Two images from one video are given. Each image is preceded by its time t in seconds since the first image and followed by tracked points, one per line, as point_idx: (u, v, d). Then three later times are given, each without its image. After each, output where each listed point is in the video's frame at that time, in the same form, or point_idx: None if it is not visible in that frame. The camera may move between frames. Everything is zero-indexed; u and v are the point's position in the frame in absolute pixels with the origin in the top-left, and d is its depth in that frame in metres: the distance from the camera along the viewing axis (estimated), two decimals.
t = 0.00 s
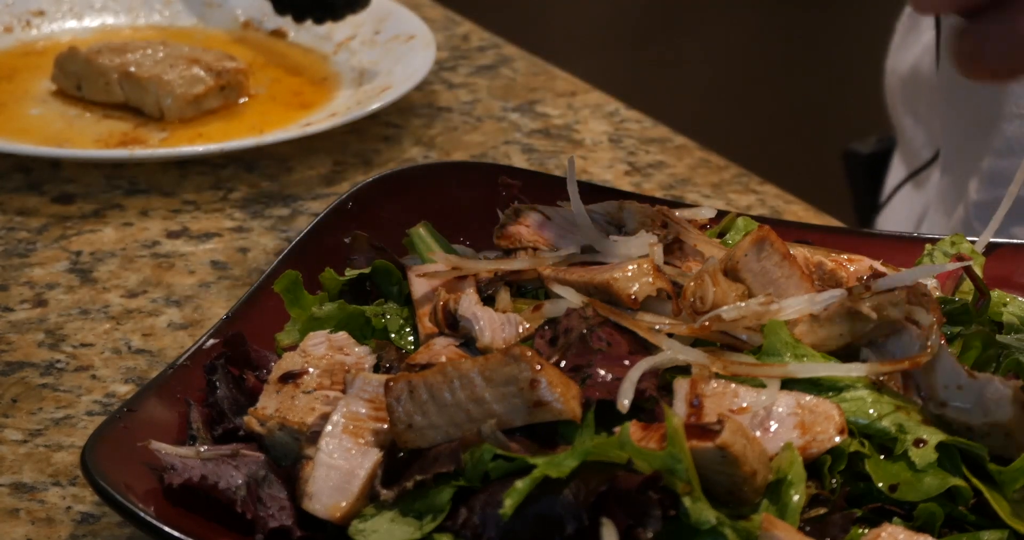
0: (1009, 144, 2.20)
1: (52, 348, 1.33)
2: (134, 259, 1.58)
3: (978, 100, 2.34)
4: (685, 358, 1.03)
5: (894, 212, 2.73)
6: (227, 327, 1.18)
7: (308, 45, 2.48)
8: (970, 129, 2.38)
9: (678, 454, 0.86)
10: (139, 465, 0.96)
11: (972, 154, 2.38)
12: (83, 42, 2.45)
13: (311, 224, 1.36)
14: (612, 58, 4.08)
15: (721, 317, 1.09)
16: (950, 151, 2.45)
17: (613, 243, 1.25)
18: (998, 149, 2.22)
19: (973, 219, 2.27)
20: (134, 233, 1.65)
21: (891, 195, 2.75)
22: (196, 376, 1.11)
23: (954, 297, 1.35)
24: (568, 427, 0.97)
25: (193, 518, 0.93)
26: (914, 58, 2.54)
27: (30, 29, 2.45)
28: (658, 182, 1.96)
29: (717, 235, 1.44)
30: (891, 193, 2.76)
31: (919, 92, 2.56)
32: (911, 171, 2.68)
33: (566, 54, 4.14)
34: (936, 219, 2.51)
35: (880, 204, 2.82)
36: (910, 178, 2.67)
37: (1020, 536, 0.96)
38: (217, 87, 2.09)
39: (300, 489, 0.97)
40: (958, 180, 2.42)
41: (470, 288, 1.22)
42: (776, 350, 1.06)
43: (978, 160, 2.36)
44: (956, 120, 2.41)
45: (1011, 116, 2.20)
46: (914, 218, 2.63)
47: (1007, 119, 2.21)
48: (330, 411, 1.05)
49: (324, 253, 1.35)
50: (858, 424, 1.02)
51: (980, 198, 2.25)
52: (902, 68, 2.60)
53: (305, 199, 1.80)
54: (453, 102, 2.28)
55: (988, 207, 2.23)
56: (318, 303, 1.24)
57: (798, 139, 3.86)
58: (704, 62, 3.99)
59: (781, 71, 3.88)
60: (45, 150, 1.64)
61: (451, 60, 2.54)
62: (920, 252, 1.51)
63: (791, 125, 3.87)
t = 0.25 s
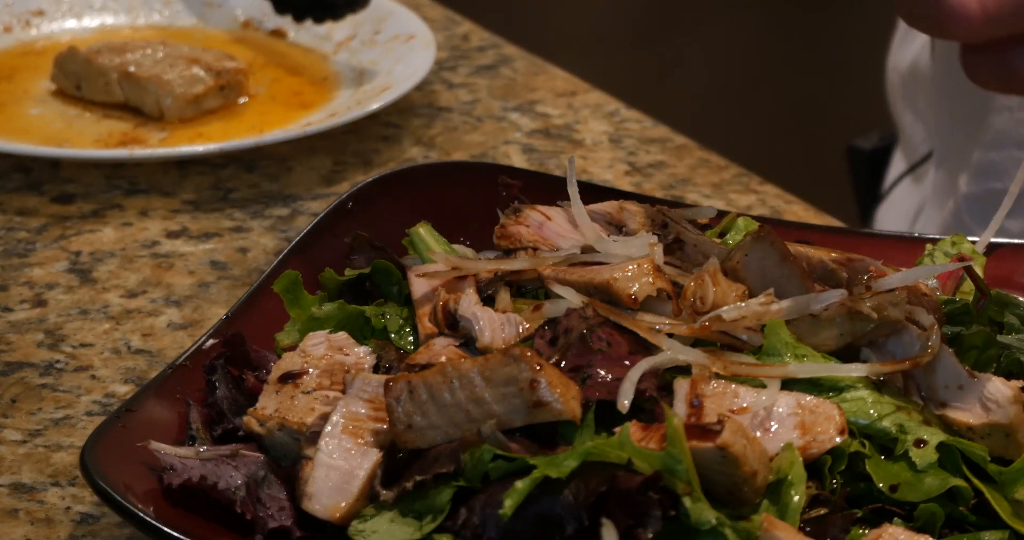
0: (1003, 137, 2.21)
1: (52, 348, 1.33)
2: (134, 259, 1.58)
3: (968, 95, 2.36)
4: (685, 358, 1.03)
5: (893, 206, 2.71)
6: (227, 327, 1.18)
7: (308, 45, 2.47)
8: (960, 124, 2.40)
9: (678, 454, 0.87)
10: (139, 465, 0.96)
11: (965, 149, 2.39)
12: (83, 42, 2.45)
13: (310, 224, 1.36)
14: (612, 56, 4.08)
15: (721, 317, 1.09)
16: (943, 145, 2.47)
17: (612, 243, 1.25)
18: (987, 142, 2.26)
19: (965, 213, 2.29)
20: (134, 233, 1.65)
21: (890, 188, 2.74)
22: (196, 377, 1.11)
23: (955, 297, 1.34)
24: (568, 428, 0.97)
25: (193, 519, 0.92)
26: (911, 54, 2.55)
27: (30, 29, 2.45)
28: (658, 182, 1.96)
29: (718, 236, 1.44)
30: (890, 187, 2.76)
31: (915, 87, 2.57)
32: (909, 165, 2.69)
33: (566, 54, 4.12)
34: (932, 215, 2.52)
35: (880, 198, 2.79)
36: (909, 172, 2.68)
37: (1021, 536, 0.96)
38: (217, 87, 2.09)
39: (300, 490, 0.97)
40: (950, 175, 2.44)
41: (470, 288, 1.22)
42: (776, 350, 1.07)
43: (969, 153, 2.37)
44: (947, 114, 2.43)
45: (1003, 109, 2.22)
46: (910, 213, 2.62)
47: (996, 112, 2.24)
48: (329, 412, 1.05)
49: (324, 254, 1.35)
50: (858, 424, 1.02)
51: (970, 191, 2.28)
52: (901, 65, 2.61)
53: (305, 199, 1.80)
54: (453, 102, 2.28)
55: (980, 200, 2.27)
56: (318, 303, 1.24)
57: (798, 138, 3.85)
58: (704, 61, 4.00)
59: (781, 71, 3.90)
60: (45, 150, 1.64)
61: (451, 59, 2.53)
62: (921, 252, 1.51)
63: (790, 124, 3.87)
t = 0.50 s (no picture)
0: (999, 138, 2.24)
1: (52, 348, 1.33)
2: (134, 259, 1.58)
3: (967, 95, 2.36)
4: (685, 358, 1.03)
5: (889, 207, 2.67)
6: (226, 326, 1.18)
7: (308, 45, 2.47)
8: (959, 125, 2.41)
9: (678, 454, 0.86)
10: (138, 465, 0.96)
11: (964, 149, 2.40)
12: (83, 42, 2.45)
13: (311, 224, 1.36)
14: (611, 55, 4.04)
15: (721, 317, 1.09)
16: (942, 146, 2.47)
17: (613, 243, 1.25)
18: (987, 142, 2.27)
19: (966, 212, 2.33)
20: (134, 233, 1.65)
21: (886, 191, 2.69)
22: (196, 376, 1.11)
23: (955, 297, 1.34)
24: (568, 427, 0.97)
25: (193, 518, 0.92)
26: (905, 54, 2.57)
27: (29, 29, 2.45)
28: (658, 182, 1.95)
29: (718, 236, 1.44)
30: (886, 188, 2.70)
31: (911, 89, 2.52)
32: (906, 168, 2.64)
33: (567, 54, 4.03)
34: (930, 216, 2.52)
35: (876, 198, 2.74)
36: (905, 175, 2.64)
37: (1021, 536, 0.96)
38: (216, 87, 2.09)
39: (300, 489, 0.97)
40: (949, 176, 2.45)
41: (470, 288, 1.22)
42: (776, 350, 1.06)
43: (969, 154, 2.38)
44: (945, 115, 2.43)
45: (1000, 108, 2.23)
46: (908, 216, 2.58)
47: (995, 112, 2.25)
48: (329, 412, 1.05)
49: (324, 253, 1.35)
50: (858, 424, 1.02)
51: (970, 191, 2.32)
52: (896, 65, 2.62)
53: (305, 199, 1.80)
54: (452, 102, 2.28)
55: (981, 201, 2.30)
56: (318, 303, 1.24)
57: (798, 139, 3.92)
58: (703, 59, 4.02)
59: (782, 72, 3.98)
60: (45, 150, 1.64)
61: (451, 59, 2.53)
62: (921, 252, 1.51)
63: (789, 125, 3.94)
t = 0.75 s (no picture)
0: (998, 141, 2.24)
1: (52, 348, 1.33)
2: (134, 259, 1.58)
3: (967, 100, 2.37)
4: (685, 358, 1.03)
5: (889, 211, 2.69)
6: (227, 327, 1.18)
7: (308, 45, 2.48)
8: (961, 128, 2.39)
9: (678, 454, 0.87)
10: (139, 465, 0.96)
11: (964, 152, 2.39)
12: (83, 42, 2.45)
13: (311, 224, 1.36)
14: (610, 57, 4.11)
15: (721, 317, 1.09)
16: (943, 150, 2.44)
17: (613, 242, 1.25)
18: (988, 146, 2.25)
19: (968, 217, 2.28)
20: (134, 233, 1.65)
21: (888, 195, 2.71)
22: (197, 376, 1.11)
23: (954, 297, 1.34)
24: (568, 427, 0.97)
25: (193, 518, 0.93)
26: (906, 58, 2.59)
27: (30, 29, 2.45)
28: (658, 182, 1.96)
29: (718, 236, 1.44)
30: (886, 195, 2.73)
31: (911, 92, 2.59)
32: (907, 172, 2.67)
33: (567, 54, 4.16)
34: (930, 219, 2.52)
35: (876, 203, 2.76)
36: (905, 179, 2.66)
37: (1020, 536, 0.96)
38: (217, 87, 2.09)
39: (300, 489, 0.97)
40: (949, 179, 2.44)
41: (470, 288, 1.22)
42: (776, 350, 1.07)
43: (970, 158, 2.37)
44: (946, 118, 2.41)
45: (1000, 111, 2.23)
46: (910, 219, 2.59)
47: (995, 115, 2.24)
48: (329, 412, 1.05)
49: (324, 253, 1.35)
50: (858, 424, 1.02)
51: (971, 194, 2.27)
52: (897, 67, 2.62)
53: (305, 199, 1.80)
54: (452, 102, 2.28)
55: (981, 204, 2.26)
56: (318, 303, 1.24)
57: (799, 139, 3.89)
58: (702, 59, 4.01)
59: (782, 71, 3.92)
60: (45, 150, 1.64)
61: (451, 59, 2.54)
62: (921, 252, 1.51)
63: (789, 124, 3.90)
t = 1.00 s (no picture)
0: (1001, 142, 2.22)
1: (52, 348, 1.33)
2: (134, 259, 1.58)
3: (968, 101, 2.35)
4: (686, 358, 1.04)
5: (890, 212, 2.71)
6: (226, 327, 1.18)
7: (308, 45, 2.48)
8: (962, 131, 2.38)
9: (678, 454, 0.86)
10: (138, 465, 0.96)
11: (965, 153, 2.37)
12: (83, 42, 2.45)
13: (311, 224, 1.36)
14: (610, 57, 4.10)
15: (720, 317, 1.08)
16: (945, 153, 2.45)
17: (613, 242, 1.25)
18: (991, 148, 2.24)
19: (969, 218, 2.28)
20: (134, 233, 1.65)
21: (889, 196, 2.73)
22: (196, 376, 1.11)
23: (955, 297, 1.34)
24: (568, 427, 0.97)
25: (193, 518, 0.92)
26: (907, 59, 2.58)
27: (30, 29, 2.45)
28: (658, 182, 1.96)
29: (718, 236, 1.44)
30: (887, 194, 2.75)
31: (914, 94, 2.58)
32: (907, 174, 2.70)
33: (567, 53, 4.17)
34: (933, 220, 2.52)
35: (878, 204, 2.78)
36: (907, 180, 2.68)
37: (1020, 536, 0.96)
38: (217, 87, 2.09)
39: (300, 489, 0.97)
40: (953, 180, 2.43)
41: (470, 288, 1.22)
42: (776, 350, 1.06)
43: (971, 160, 2.34)
44: (948, 120, 2.41)
45: (1004, 113, 2.21)
46: (912, 220, 2.61)
47: (998, 117, 2.23)
48: (329, 412, 1.05)
49: (324, 253, 1.35)
50: (858, 424, 1.02)
51: (974, 196, 2.27)
52: (898, 68, 2.61)
53: (305, 199, 1.80)
54: (452, 102, 2.28)
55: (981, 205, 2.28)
56: (318, 303, 1.24)
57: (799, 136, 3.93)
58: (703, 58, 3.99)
59: (782, 69, 3.93)
60: (45, 150, 1.64)
61: (451, 59, 2.53)
62: (921, 252, 1.51)
63: (789, 122, 3.93)
